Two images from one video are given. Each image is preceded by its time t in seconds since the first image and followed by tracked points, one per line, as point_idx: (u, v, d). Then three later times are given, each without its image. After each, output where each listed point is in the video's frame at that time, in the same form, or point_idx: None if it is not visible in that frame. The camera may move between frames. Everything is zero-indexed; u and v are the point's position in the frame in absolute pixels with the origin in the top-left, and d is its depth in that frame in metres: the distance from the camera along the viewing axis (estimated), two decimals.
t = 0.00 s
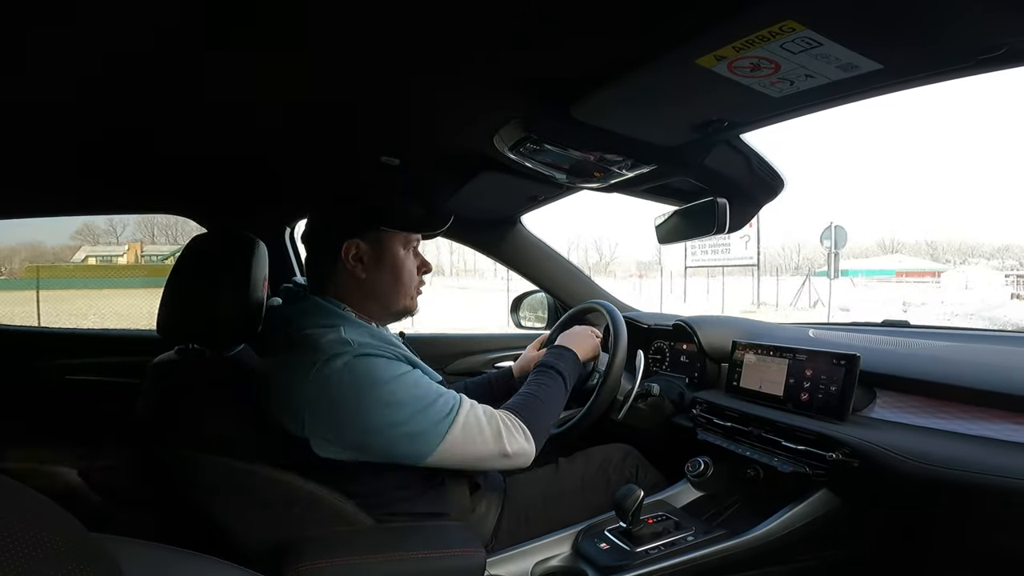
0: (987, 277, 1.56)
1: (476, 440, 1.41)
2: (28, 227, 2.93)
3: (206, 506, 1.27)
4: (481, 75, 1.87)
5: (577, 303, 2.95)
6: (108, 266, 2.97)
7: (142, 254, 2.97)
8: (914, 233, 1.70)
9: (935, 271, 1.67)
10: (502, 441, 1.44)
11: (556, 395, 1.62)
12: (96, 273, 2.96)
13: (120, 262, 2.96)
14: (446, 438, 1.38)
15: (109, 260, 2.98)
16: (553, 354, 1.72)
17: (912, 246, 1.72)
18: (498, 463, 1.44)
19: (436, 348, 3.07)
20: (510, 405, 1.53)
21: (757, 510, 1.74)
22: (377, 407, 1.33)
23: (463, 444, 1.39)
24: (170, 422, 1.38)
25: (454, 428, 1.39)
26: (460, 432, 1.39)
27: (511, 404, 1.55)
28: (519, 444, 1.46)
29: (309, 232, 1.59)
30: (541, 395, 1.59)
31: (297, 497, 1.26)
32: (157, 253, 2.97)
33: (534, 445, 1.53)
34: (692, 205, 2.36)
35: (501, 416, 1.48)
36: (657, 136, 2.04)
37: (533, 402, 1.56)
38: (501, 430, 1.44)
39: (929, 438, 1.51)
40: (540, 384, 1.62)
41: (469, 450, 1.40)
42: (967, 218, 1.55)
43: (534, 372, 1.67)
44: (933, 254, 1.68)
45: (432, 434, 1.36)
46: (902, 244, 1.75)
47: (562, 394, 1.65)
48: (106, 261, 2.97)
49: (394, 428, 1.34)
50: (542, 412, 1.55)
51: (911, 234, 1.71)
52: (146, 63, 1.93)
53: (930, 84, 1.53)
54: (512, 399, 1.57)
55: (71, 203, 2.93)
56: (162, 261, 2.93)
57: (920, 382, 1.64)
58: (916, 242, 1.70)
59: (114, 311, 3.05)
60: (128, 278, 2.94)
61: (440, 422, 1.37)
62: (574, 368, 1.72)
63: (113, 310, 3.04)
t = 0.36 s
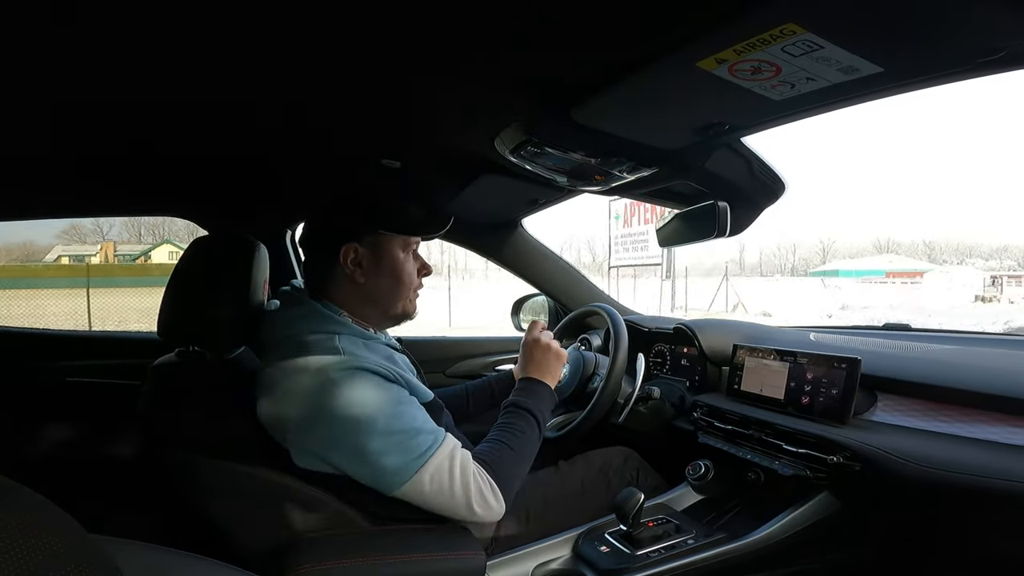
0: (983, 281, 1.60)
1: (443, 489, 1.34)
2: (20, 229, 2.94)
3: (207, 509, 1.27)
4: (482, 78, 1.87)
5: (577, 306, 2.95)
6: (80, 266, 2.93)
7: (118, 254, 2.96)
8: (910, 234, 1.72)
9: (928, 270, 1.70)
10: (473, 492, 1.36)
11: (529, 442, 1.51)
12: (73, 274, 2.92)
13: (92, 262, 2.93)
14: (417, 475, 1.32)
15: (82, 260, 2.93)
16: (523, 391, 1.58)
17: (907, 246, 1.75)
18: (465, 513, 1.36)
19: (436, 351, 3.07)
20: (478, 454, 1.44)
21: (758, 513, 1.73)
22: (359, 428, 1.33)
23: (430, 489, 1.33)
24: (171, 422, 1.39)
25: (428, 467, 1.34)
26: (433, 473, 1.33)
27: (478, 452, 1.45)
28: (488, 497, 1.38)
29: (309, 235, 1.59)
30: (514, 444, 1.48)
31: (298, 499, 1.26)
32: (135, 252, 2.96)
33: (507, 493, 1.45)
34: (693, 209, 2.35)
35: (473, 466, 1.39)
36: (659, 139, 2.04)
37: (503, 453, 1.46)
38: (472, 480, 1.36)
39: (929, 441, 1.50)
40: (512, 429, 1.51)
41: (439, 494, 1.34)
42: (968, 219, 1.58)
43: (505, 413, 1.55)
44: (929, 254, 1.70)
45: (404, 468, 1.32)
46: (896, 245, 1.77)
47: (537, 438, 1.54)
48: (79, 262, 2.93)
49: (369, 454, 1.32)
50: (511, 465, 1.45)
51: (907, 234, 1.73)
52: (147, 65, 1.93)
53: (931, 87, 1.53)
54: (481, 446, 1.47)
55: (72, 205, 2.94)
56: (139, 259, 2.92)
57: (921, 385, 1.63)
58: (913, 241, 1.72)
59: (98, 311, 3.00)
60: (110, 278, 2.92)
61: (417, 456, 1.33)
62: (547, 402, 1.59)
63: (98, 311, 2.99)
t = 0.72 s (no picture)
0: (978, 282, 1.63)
1: (432, 505, 1.32)
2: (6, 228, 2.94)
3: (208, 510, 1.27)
4: (481, 80, 1.87)
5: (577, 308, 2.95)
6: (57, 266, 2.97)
7: (91, 253, 2.99)
8: (904, 235, 1.76)
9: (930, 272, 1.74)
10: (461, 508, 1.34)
11: (524, 456, 1.49)
12: (63, 273, 2.98)
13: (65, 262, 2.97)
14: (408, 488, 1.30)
15: (55, 260, 2.97)
16: (521, 402, 1.56)
17: (904, 246, 1.78)
18: (452, 529, 1.33)
19: (436, 352, 3.06)
20: (470, 468, 1.43)
21: (758, 515, 1.73)
22: (352, 438, 1.32)
23: (419, 504, 1.31)
24: (172, 422, 1.39)
25: (419, 481, 1.31)
26: (424, 488, 1.31)
27: (471, 466, 1.44)
28: (478, 514, 1.35)
29: (309, 237, 1.59)
30: (507, 458, 1.46)
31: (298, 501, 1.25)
32: (108, 251, 3.00)
33: (499, 508, 1.43)
34: (693, 211, 2.35)
35: (464, 481, 1.37)
36: (659, 141, 2.04)
37: (495, 468, 1.44)
38: (462, 496, 1.34)
39: (930, 443, 1.50)
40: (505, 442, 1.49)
41: (427, 508, 1.31)
42: (967, 222, 1.59)
43: (501, 424, 1.54)
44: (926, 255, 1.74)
45: (395, 481, 1.30)
46: (894, 246, 1.82)
47: (534, 451, 1.51)
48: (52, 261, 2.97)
49: (360, 465, 1.30)
50: (503, 480, 1.43)
51: (903, 235, 1.76)
52: (146, 66, 1.93)
53: (929, 88, 1.53)
54: (473, 459, 1.46)
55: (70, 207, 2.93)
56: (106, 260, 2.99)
57: (921, 387, 1.63)
58: (911, 241, 1.74)
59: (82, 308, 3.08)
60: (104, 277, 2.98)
61: (409, 469, 1.31)
62: (547, 415, 1.57)
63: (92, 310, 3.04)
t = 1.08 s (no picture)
0: (973, 281, 1.64)
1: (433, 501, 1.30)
2: None
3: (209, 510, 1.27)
4: (481, 78, 1.87)
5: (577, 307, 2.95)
6: (27, 266, 2.84)
7: (63, 253, 2.88)
8: (905, 233, 1.76)
9: (925, 273, 1.77)
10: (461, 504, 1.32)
11: (524, 451, 1.49)
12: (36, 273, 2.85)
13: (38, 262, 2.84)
14: (409, 483, 1.29)
15: (28, 260, 2.84)
16: (523, 399, 1.57)
17: (901, 247, 1.80)
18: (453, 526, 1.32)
19: (436, 351, 3.06)
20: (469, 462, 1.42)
21: (758, 513, 1.73)
22: (353, 434, 1.31)
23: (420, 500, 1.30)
24: (173, 422, 1.39)
25: (420, 476, 1.31)
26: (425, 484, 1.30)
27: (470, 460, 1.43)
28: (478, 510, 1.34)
29: (309, 237, 1.59)
30: (507, 452, 1.46)
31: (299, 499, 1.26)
32: (80, 250, 2.89)
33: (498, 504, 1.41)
34: (692, 208, 2.35)
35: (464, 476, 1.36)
36: (659, 139, 2.04)
37: (495, 461, 1.44)
38: (463, 492, 1.33)
39: (929, 441, 1.51)
40: (506, 437, 1.49)
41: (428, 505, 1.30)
42: (967, 223, 1.60)
43: (503, 421, 1.54)
44: (923, 255, 1.76)
45: (396, 476, 1.29)
46: (886, 243, 1.84)
47: (534, 447, 1.52)
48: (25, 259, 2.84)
49: (362, 460, 1.30)
50: (503, 473, 1.43)
51: (902, 234, 1.77)
52: (145, 66, 1.93)
53: (930, 87, 1.53)
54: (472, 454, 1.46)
55: (69, 207, 2.93)
56: (78, 259, 2.87)
57: (921, 385, 1.63)
58: (908, 242, 1.77)
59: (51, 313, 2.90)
60: (77, 277, 2.86)
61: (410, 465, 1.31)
62: (546, 415, 1.57)
63: (63, 311, 2.87)
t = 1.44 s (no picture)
0: (966, 281, 1.66)
1: (438, 490, 1.32)
2: None
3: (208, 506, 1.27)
4: (483, 76, 1.87)
5: (578, 306, 2.96)
6: None
7: (35, 253, 2.95)
8: (900, 234, 1.79)
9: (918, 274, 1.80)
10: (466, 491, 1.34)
11: (524, 441, 1.49)
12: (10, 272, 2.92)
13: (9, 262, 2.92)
14: (412, 472, 1.31)
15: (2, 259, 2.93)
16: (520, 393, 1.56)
17: (897, 246, 1.81)
18: (459, 514, 1.34)
19: (437, 349, 3.07)
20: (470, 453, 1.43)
21: (757, 513, 1.73)
22: (355, 425, 1.33)
23: (425, 489, 1.31)
24: (171, 417, 1.39)
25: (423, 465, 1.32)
26: (428, 472, 1.32)
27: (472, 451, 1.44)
28: (483, 497, 1.35)
29: (310, 232, 1.60)
30: (507, 442, 1.46)
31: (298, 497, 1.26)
32: (51, 250, 2.95)
33: (502, 494, 1.43)
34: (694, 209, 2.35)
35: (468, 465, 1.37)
36: (661, 138, 2.04)
37: (496, 452, 1.44)
38: (467, 480, 1.34)
39: (931, 444, 1.50)
40: (505, 429, 1.49)
41: (432, 493, 1.32)
42: (967, 224, 1.61)
43: (500, 414, 1.53)
44: (920, 254, 1.77)
45: (399, 466, 1.31)
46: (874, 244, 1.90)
47: (533, 437, 1.52)
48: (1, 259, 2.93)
49: (364, 451, 1.32)
50: (505, 464, 1.43)
51: (897, 234, 1.80)
52: (148, 63, 1.93)
53: (934, 89, 1.52)
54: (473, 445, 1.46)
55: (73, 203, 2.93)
56: (48, 259, 2.93)
57: (923, 386, 1.63)
58: (900, 243, 1.81)
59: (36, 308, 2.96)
60: (43, 275, 2.91)
61: (412, 454, 1.32)
62: (544, 405, 1.57)
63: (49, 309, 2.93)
